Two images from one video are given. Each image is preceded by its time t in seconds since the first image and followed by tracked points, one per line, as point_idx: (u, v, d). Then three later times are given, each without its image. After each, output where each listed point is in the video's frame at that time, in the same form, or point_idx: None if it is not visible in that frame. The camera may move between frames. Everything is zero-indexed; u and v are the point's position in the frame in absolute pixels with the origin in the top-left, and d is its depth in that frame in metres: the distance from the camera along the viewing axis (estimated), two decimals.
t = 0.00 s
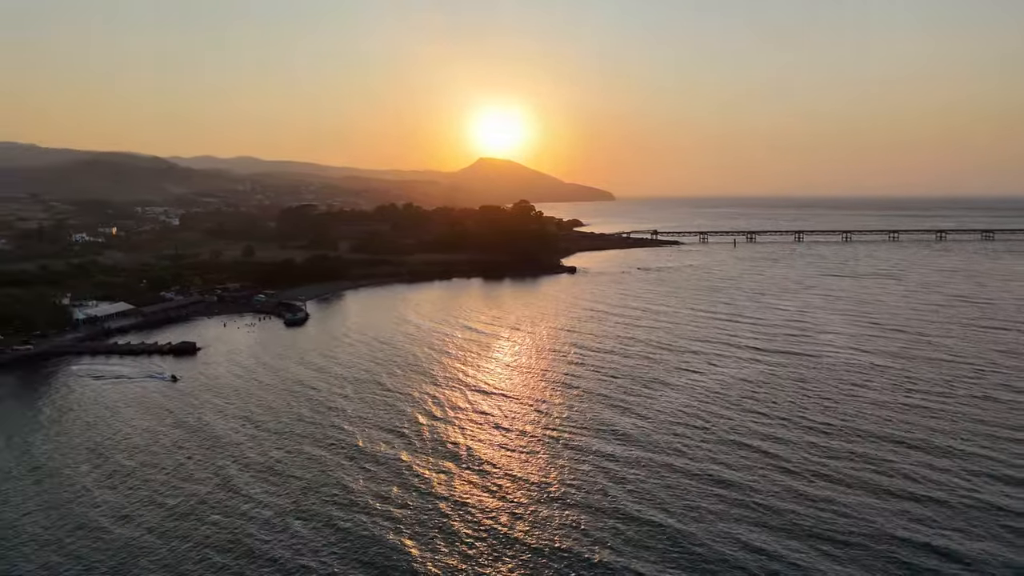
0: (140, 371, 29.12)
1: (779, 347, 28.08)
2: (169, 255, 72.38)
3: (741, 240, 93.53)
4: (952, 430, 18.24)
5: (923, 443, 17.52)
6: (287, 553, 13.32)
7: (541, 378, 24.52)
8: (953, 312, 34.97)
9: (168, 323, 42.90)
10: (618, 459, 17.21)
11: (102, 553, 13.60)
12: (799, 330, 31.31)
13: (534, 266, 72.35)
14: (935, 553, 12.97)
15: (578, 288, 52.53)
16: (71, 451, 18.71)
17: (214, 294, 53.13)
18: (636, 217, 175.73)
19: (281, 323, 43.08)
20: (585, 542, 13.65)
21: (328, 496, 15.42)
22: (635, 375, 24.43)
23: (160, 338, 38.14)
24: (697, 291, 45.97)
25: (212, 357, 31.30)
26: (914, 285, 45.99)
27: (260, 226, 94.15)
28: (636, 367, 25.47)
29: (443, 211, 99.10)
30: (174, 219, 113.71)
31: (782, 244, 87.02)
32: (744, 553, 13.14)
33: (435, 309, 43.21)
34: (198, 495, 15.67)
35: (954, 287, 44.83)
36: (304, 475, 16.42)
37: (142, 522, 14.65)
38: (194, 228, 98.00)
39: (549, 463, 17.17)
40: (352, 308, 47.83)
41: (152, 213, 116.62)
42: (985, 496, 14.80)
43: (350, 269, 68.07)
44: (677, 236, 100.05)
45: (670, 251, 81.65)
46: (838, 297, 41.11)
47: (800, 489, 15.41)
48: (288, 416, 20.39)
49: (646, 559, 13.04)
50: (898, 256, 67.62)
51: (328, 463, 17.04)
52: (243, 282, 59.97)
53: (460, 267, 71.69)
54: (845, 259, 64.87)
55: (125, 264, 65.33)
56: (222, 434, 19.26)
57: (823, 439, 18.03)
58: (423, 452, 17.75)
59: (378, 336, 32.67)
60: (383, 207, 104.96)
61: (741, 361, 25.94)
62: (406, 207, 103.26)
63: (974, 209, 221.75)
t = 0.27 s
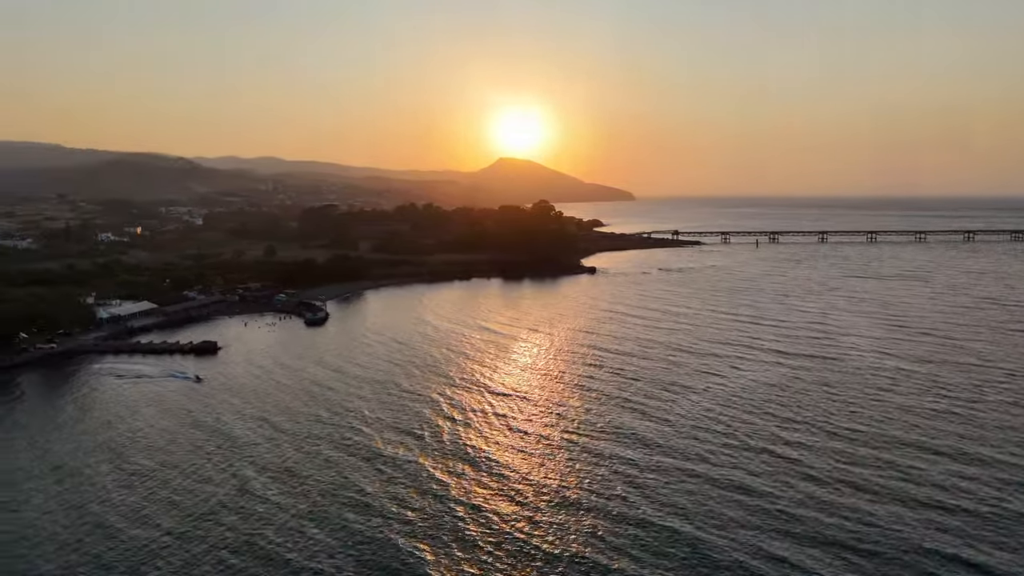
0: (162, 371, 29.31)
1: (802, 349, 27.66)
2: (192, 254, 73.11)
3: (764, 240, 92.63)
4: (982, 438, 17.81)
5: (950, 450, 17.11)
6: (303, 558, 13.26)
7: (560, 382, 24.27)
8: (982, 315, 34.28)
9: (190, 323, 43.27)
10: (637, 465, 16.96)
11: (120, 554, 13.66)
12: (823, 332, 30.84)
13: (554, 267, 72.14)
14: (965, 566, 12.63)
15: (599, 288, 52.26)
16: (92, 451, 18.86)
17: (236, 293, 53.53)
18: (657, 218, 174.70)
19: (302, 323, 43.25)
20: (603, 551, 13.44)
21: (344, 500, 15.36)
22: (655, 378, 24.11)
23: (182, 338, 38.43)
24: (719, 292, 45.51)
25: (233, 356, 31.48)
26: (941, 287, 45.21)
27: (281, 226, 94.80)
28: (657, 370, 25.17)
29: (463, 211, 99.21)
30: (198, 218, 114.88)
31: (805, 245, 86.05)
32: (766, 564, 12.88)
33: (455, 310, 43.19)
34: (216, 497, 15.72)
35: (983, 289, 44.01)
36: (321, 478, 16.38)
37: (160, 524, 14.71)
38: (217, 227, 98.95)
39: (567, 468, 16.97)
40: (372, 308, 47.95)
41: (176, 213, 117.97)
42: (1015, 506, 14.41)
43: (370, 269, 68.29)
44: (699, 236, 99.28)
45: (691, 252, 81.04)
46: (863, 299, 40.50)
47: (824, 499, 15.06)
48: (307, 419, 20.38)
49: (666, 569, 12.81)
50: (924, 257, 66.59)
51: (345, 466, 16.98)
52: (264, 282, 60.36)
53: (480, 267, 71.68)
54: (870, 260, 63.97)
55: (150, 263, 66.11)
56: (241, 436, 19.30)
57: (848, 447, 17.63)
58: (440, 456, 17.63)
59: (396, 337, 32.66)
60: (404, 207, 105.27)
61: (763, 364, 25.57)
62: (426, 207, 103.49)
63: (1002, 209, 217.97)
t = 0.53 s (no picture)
0: (186, 370, 29.48)
1: (831, 353, 27.11)
2: (218, 254, 73.83)
3: (791, 241, 91.38)
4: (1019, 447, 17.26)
5: (985, 460, 16.60)
6: (323, 565, 13.17)
7: (582, 386, 23.95)
8: (1018, 319, 33.38)
9: (215, 322, 43.60)
10: (660, 473, 16.62)
11: (139, 558, 13.64)
12: (853, 336, 30.22)
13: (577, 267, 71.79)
14: None
15: (623, 289, 51.84)
16: (114, 451, 18.95)
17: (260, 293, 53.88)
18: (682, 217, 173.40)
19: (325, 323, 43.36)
20: (626, 562, 13.18)
21: (362, 506, 15.21)
22: (679, 383, 23.69)
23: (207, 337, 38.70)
24: (745, 294, 44.87)
25: (256, 356, 31.59)
26: (974, 290, 44.17)
27: (306, 226, 95.43)
28: (681, 375, 24.73)
29: (486, 211, 99.20)
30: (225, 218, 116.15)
31: (833, 246, 84.73)
32: None
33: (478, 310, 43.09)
34: (234, 501, 15.67)
35: (1018, 292, 42.92)
36: (339, 484, 16.27)
37: (179, 527, 14.69)
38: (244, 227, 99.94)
39: (588, 476, 16.68)
40: (396, 308, 48.02)
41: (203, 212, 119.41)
42: None
43: (394, 269, 68.48)
44: (724, 236, 98.23)
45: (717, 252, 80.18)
46: (894, 302, 39.68)
47: (854, 512, 14.61)
48: (327, 422, 20.30)
49: None
50: (957, 258, 65.19)
51: (364, 471, 16.85)
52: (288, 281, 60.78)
53: (503, 267, 71.55)
54: (901, 262, 62.75)
55: (177, 262, 66.90)
56: (260, 438, 19.27)
57: (879, 457, 17.12)
58: (460, 461, 17.44)
59: (419, 338, 32.55)
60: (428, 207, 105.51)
61: (791, 368, 25.09)
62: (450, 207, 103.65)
63: None
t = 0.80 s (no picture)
0: (208, 370, 29.65)
1: (858, 357, 26.59)
2: (242, 253, 74.40)
3: (816, 242, 90.23)
4: None
5: (1018, 471, 16.16)
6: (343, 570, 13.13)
7: (603, 389, 23.68)
8: None
9: (237, 322, 43.89)
10: (681, 481, 16.34)
11: (156, 561, 13.65)
12: (880, 338, 29.65)
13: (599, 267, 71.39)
14: None
15: (645, 290, 51.41)
16: (134, 452, 19.05)
17: (283, 293, 54.17)
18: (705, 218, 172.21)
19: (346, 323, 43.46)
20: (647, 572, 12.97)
21: (380, 511, 15.12)
22: (702, 387, 23.32)
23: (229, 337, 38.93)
24: (769, 295, 44.27)
25: (277, 356, 31.67)
26: (1006, 292, 43.21)
27: (329, 225, 95.92)
28: (704, 378, 24.36)
29: (507, 211, 99.05)
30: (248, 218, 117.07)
31: (860, 246, 83.46)
32: None
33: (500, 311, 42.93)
34: (252, 505, 15.65)
35: None
36: (357, 488, 16.20)
37: (197, 531, 14.70)
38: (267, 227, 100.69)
39: (608, 483, 16.44)
40: (417, 308, 48.06)
41: (227, 212, 120.52)
42: None
43: (416, 269, 68.58)
44: (748, 237, 97.19)
45: (740, 253, 79.32)
46: (923, 304, 38.89)
47: (882, 526, 14.22)
48: (345, 424, 20.26)
49: None
50: (988, 259, 63.91)
51: (381, 475, 16.77)
52: (311, 281, 61.11)
53: (525, 267, 71.37)
54: (929, 263, 61.63)
55: (202, 262, 67.51)
56: (279, 440, 19.26)
57: (908, 467, 16.68)
58: (478, 466, 17.27)
59: (439, 339, 32.51)
60: (449, 207, 105.57)
61: (817, 372, 24.63)
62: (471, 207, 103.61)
63: None
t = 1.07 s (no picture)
0: (233, 370, 29.78)
1: (890, 361, 26.01)
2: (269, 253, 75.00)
3: (846, 242, 88.76)
4: None
5: None
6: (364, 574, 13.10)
7: (627, 393, 23.34)
8: None
9: (263, 321, 44.17)
10: (706, 490, 16.00)
11: (181, 562, 13.76)
12: (913, 342, 28.99)
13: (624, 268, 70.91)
14: None
15: (671, 291, 50.89)
16: (159, 451, 19.24)
17: (308, 292, 54.46)
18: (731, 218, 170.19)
19: (371, 323, 43.53)
20: None
21: (400, 517, 15.01)
22: (729, 392, 22.88)
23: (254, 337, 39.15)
24: (798, 297, 43.54)
25: (301, 356, 31.74)
26: None
27: (354, 225, 96.38)
28: (731, 383, 23.89)
29: (532, 211, 98.81)
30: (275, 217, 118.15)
31: (891, 247, 81.96)
32: None
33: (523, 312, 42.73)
34: (273, 508, 15.63)
35: None
36: (377, 492, 16.11)
37: (221, 532, 14.81)
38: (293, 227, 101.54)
39: (631, 491, 16.15)
40: (441, 309, 48.06)
41: (254, 212, 121.79)
42: None
43: (440, 269, 68.65)
44: (776, 237, 95.90)
45: (767, 253, 78.26)
46: (957, 307, 37.97)
47: (917, 544, 13.76)
48: (367, 427, 20.20)
49: None
50: None
51: (402, 480, 16.66)
52: (336, 280, 61.47)
53: (549, 267, 71.12)
54: (962, 264, 60.22)
55: (229, 261, 68.25)
56: (301, 441, 19.33)
57: (943, 479, 16.20)
58: (499, 471, 17.08)
59: (462, 340, 32.43)
60: (473, 207, 105.59)
61: (847, 377, 24.12)
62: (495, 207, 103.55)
63: None
